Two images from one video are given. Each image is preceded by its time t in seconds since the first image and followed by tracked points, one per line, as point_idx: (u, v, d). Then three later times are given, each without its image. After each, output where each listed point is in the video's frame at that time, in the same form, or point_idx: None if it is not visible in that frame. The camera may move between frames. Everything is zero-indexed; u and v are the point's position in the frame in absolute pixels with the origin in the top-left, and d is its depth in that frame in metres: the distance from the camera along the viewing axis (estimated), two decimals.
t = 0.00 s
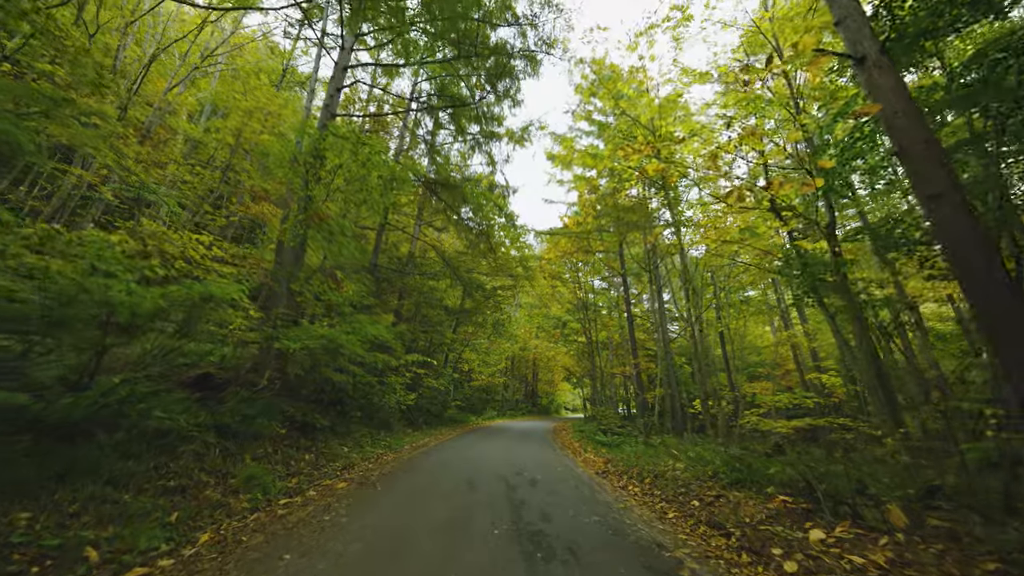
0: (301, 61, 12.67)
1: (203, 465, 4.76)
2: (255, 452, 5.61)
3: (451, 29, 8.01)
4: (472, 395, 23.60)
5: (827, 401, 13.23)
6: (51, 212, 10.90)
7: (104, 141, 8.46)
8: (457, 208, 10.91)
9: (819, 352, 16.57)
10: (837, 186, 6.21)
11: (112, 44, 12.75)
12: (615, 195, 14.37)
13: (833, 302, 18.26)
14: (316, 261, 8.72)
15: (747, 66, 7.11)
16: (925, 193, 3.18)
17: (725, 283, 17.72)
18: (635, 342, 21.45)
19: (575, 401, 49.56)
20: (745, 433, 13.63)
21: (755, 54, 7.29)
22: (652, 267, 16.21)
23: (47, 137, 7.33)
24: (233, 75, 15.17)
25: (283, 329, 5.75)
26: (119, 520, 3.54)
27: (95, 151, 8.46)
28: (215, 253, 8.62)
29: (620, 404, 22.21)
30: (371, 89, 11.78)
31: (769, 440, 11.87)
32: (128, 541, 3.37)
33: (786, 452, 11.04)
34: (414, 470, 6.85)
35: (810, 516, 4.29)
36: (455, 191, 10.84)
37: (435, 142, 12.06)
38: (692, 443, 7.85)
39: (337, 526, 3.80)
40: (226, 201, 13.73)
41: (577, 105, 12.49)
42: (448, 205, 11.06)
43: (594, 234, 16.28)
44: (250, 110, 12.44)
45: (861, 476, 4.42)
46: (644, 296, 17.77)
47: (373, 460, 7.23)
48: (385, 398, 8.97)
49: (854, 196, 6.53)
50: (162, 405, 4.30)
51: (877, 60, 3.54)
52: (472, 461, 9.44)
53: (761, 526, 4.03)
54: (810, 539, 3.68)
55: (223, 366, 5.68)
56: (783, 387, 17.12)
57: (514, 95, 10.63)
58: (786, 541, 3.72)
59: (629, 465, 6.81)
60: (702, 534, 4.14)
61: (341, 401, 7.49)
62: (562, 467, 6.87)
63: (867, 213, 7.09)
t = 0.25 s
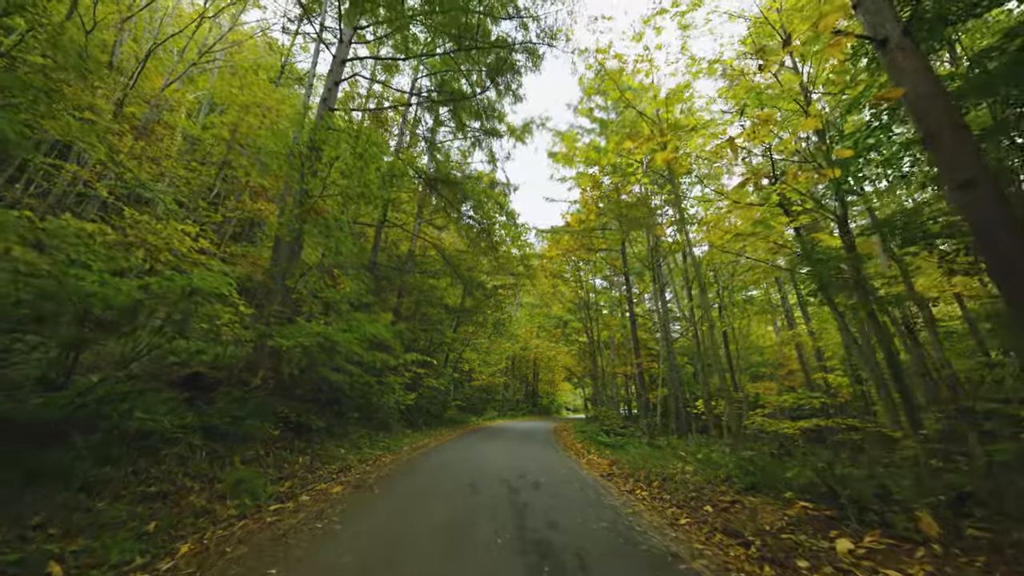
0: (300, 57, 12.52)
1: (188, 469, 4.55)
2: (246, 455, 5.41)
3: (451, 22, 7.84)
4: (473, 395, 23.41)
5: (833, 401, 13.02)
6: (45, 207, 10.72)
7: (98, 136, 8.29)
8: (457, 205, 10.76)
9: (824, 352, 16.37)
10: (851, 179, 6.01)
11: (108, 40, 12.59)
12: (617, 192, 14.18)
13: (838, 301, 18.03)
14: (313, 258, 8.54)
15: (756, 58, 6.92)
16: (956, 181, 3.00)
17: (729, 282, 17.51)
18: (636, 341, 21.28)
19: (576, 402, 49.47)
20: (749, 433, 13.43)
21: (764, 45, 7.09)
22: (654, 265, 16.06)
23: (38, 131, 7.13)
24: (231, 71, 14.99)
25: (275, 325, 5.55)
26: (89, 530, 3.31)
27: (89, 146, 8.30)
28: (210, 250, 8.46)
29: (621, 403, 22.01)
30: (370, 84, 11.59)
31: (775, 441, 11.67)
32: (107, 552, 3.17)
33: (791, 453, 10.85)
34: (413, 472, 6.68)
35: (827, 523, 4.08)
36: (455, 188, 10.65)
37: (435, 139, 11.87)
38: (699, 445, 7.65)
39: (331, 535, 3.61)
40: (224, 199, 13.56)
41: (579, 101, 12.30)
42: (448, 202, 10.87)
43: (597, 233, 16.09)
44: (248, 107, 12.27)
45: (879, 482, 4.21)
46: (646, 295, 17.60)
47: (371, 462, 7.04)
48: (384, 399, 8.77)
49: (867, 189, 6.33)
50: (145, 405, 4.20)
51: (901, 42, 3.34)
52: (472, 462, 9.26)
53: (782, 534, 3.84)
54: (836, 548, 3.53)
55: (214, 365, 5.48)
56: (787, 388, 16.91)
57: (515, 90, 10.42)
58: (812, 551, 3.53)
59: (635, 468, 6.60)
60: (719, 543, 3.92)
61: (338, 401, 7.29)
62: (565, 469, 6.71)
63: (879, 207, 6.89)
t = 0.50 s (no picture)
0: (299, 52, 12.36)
1: (180, 474, 4.38)
2: (239, 457, 5.24)
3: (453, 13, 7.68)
4: (473, 394, 23.25)
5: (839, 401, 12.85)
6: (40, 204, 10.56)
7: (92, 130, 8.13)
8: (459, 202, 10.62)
9: (829, 352, 16.18)
10: (865, 172, 5.82)
11: (104, 35, 12.42)
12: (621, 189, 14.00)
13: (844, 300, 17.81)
14: (311, 255, 8.38)
15: (766, 49, 6.71)
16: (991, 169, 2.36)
17: (732, 280, 17.33)
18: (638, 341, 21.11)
19: (577, 401, 49.35)
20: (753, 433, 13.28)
21: (774, 34, 6.89)
22: (657, 263, 15.90)
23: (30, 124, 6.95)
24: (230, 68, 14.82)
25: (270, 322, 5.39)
26: (68, 541, 3.13)
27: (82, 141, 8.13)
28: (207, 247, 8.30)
29: (622, 403, 21.86)
30: (369, 79, 11.41)
31: (781, 442, 11.49)
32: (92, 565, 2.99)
33: (797, 454, 10.68)
34: (412, 474, 6.50)
35: (844, 530, 3.89)
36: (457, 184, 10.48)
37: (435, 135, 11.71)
38: (706, 446, 7.47)
39: (324, 544, 3.43)
40: (222, 196, 13.39)
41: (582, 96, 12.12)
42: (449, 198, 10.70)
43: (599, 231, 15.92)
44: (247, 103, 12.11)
45: (901, 487, 4.04)
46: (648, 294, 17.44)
47: (371, 464, 6.88)
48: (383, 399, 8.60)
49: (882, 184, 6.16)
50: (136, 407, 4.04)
51: (927, 20, 2.78)
52: (473, 463, 9.09)
53: (808, 544, 3.68)
54: (867, 559, 3.37)
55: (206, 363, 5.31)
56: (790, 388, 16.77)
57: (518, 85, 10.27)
58: (841, 563, 3.37)
59: (642, 471, 6.42)
60: (735, 552, 3.73)
61: (335, 401, 7.12)
62: (568, 470, 6.54)
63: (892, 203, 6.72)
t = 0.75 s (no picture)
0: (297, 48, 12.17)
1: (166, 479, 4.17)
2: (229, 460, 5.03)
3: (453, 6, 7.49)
4: (473, 394, 23.06)
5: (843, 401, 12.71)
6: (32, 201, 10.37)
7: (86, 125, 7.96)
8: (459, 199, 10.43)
9: (832, 352, 16.02)
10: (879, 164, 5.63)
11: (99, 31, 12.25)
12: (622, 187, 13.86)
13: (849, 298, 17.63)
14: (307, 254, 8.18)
15: (774, 40, 6.53)
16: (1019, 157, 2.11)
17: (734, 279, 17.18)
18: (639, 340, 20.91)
19: (577, 401, 49.18)
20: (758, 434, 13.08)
21: (782, 27, 6.71)
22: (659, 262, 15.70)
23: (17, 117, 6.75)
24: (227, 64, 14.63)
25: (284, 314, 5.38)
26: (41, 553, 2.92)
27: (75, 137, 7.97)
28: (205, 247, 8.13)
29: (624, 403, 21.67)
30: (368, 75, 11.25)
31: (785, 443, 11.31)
32: None
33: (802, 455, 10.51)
34: (410, 477, 6.33)
35: (864, 539, 3.68)
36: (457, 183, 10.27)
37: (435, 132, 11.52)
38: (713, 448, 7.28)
39: (314, 554, 3.23)
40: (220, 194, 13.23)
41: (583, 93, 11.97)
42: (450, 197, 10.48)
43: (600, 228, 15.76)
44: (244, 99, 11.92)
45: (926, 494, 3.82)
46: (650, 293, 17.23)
47: (367, 466, 6.67)
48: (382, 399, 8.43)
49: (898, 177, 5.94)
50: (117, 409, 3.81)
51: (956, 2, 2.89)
52: (473, 464, 8.93)
53: (836, 555, 3.47)
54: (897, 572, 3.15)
55: (196, 363, 5.15)
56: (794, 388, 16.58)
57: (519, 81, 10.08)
58: None
59: (651, 473, 6.22)
60: (755, 564, 3.51)
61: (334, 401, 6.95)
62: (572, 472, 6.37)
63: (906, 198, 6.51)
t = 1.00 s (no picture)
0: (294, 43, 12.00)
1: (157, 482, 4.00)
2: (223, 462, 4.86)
3: None
4: (473, 394, 22.89)
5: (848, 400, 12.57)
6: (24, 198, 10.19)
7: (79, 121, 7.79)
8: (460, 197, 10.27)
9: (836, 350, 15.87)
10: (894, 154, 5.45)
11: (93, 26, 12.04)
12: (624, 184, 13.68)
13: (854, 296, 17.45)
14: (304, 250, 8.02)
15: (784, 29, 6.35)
16: None
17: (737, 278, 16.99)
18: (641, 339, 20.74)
19: (578, 401, 49.06)
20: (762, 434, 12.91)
21: (790, 16, 6.52)
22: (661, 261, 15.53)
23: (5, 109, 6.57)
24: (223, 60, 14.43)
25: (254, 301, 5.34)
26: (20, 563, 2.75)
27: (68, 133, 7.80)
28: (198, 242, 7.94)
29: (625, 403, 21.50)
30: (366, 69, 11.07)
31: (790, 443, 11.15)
32: None
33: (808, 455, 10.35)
34: (409, 479, 6.16)
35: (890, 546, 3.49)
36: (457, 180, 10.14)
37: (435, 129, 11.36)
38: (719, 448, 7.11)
39: (304, 562, 3.06)
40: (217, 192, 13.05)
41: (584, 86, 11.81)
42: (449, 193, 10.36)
43: (601, 225, 15.59)
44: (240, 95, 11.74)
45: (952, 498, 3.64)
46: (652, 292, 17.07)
47: (365, 467, 6.51)
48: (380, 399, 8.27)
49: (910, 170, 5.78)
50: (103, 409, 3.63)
51: None
52: (474, 465, 8.77)
53: (866, 564, 3.31)
54: None
55: (186, 361, 4.96)
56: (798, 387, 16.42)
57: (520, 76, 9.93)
58: None
59: (657, 474, 6.05)
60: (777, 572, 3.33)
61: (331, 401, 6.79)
62: (575, 474, 6.20)
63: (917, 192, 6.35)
